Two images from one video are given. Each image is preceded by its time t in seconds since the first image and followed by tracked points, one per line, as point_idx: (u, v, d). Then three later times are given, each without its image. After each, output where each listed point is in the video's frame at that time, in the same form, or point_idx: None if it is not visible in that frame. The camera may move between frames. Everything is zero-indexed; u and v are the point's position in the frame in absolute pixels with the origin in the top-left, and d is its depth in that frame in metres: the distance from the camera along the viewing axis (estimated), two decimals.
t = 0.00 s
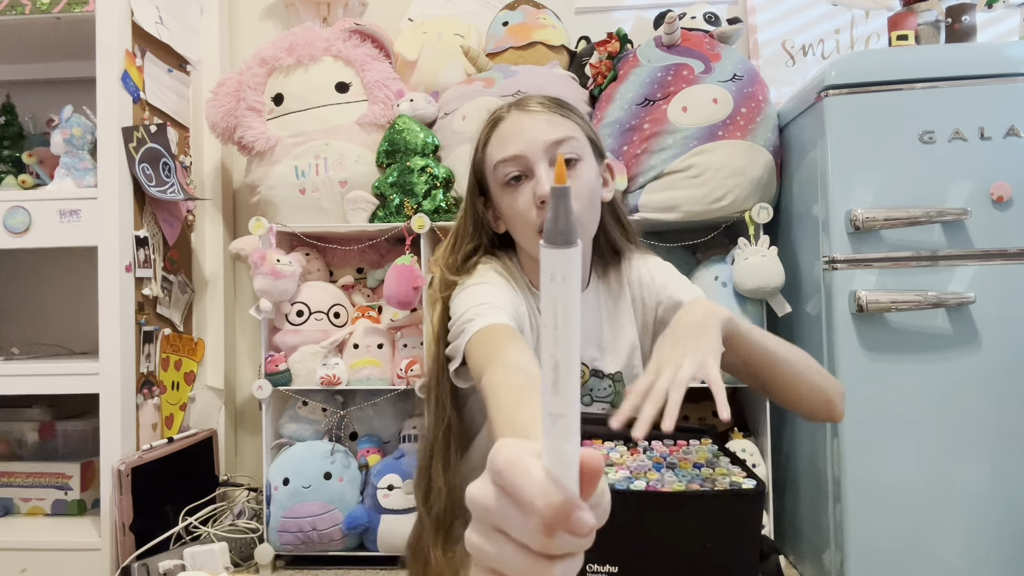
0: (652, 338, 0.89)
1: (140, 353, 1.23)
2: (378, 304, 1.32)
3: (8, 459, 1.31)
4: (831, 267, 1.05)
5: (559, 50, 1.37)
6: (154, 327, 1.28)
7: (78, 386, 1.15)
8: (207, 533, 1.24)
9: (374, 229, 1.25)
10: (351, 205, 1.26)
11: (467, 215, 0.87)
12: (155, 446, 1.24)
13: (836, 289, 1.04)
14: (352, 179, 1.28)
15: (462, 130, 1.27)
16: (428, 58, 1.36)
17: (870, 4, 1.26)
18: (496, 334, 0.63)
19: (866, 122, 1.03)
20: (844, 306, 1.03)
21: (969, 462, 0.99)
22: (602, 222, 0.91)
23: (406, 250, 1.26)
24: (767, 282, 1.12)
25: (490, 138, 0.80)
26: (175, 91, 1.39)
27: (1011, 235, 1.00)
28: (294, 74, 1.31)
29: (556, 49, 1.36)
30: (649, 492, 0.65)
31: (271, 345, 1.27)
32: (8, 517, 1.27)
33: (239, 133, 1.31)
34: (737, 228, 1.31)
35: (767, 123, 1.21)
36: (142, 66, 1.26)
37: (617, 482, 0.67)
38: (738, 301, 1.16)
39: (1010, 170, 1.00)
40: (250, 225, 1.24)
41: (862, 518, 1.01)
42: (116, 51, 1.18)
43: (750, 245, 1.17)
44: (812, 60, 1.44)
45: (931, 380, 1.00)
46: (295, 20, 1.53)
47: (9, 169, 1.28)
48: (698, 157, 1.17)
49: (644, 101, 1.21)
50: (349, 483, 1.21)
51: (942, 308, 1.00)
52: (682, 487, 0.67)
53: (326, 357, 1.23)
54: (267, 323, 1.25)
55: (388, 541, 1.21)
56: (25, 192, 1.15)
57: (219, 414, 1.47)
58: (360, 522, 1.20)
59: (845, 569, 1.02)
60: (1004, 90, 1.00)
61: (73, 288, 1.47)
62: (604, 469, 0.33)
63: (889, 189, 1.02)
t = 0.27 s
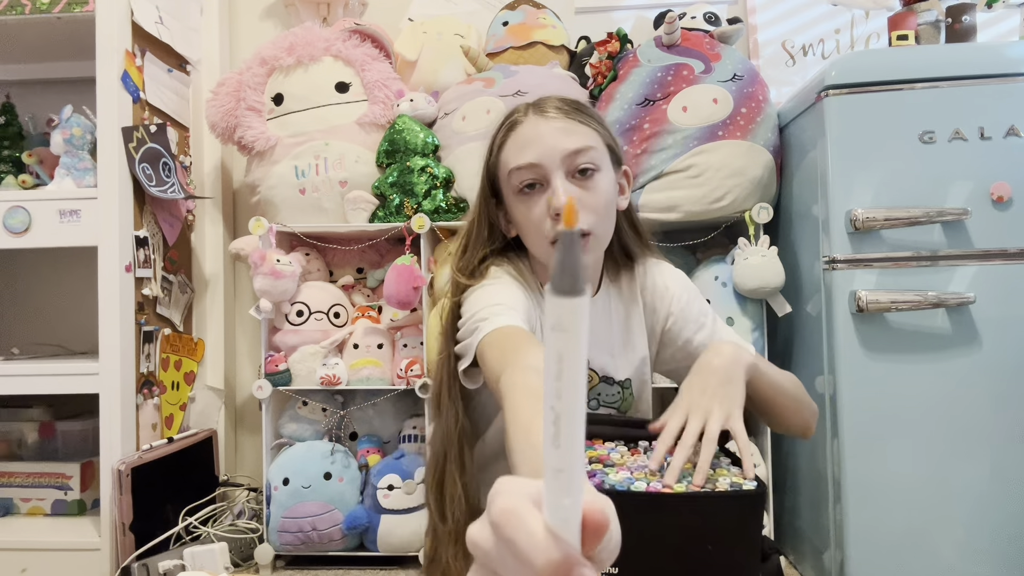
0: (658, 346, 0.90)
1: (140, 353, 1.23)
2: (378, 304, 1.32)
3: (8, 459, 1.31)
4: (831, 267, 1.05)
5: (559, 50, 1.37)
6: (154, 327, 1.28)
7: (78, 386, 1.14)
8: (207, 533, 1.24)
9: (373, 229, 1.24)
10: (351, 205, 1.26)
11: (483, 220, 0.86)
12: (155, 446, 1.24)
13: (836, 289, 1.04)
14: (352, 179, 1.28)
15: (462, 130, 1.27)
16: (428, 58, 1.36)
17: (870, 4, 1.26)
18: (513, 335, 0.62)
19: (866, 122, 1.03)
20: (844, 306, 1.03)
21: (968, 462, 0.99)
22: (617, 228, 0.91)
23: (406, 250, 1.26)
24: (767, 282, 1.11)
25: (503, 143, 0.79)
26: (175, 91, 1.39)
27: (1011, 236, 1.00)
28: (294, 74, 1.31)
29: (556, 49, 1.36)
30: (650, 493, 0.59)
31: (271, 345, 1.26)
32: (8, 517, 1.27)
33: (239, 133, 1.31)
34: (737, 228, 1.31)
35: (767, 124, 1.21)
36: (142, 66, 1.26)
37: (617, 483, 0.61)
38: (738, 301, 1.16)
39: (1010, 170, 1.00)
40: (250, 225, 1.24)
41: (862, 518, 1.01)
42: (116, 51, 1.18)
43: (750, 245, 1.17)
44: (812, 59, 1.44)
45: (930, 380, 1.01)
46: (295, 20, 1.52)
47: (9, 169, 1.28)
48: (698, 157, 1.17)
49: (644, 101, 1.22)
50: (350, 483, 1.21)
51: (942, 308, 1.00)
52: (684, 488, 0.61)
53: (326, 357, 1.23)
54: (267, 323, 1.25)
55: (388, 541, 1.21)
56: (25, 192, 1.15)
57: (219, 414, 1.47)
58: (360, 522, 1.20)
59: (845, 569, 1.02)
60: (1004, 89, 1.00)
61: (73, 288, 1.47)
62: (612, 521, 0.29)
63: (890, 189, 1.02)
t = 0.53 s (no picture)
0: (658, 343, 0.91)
1: (140, 353, 1.23)
2: (378, 304, 1.32)
3: (8, 459, 1.31)
4: (831, 267, 1.05)
5: (559, 50, 1.37)
6: (154, 327, 1.28)
7: (78, 386, 1.15)
8: (207, 533, 1.24)
9: (373, 229, 1.24)
10: (351, 205, 1.26)
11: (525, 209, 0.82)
12: (155, 446, 1.24)
13: (836, 289, 1.03)
14: (352, 179, 1.28)
15: (462, 130, 1.27)
16: (428, 58, 1.36)
17: (870, 4, 1.26)
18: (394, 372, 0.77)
19: (866, 122, 1.03)
20: (844, 306, 1.03)
21: (968, 463, 0.99)
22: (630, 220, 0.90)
23: (406, 250, 1.26)
24: (767, 282, 1.11)
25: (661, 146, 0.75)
26: (175, 91, 1.39)
27: (1011, 236, 1.00)
28: (294, 74, 1.31)
29: (556, 49, 1.36)
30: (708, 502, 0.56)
31: (271, 345, 1.27)
32: (8, 517, 1.27)
33: (239, 134, 1.31)
34: (738, 228, 1.31)
35: (767, 123, 1.21)
36: (142, 66, 1.26)
37: (671, 496, 0.58)
38: (738, 301, 1.16)
39: (1010, 170, 1.00)
40: (250, 225, 1.24)
41: (862, 519, 1.01)
42: (116, 51, 1.18)
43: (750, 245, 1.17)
44: (812, 60, 1.44)
45: (930, 380, 1.00)
46: (295, 20, 1.52)
47: (9, 170, 1.28)
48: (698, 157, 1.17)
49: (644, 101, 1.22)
50: (349, 483, 1.21)
51: (942, 308, 1.00)
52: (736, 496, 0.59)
53: (326, 357, 1.23)
54: (267, 323, 1.25)
55: (388, 541, 1.21)
56: (25, 192, 1.15)
57: (219, 413, 1.47)
58: (360, 522, 1.20)
59: (845, 570, 1.02)
60: (1004, 89, 1.00)
61: (73, 288, 1.47)
62: None
63: (890, 189, 1.02)
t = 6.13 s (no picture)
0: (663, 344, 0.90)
1: (140, 353, 1.23)
2: (378, 304, 1.32)
3: (8, 459, 1.31)
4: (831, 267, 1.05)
5: (559, 50, 1.37)
6: (154, 327, 1.28)
7: (78, 385, 1.14)
8: (207, 533, 1.24)
9: (373, 229, 1.24)
10: (351, 205, 1.26)
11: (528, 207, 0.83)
12: (155, 446, 1.24)
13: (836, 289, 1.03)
14: (352, 179, 1.28)
15: (462, 130, 1.27)
16: (428, 58, 1.36)
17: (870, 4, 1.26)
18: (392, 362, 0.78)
19: (867, 122, 1.03)
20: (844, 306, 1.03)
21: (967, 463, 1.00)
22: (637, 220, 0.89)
23: (406, 250, 1.26)
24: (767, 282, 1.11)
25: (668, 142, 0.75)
26: (175, 91, 1.39)
27: (1011, 236, 1.00)
28: (294, 74, 1.31)
29: (556, 49, 1.36)
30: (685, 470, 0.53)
31: (271, 345, 1.27)
32: (9, 517, 1.27)
33: (239, 134, 1.31)
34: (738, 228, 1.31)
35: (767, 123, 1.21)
36: (142, 66, 1.26)
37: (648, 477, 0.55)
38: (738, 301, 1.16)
39: (1010, 170, 1.00)
40: (250, 225, 1.24)
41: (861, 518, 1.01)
42: (116, 51, 1.18)
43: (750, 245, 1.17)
44: (812, 60, 1.44)
45: (930, 380, 1.01)
46: (295, 20, 1.52)
47: (9, 169, 1.28)
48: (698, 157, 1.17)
49: (644, 101, 1.22)
50: (350, 483, 1.21)
51: (942, 308, 1.00)
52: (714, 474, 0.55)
53: (326, 357, 1.23)
54: (267, 323, 1.25)
55: (388, 541, 1.21)
56: (26, 192, 1.15)
57: (219, 413, 1.48)
58: (360, 521, 1.20)
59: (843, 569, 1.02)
60: (1004, 89, 1.01)
61: (73, 288, 1.47)
62: None
63: (890, 188, 1.02)
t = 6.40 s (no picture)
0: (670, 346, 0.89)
1: (140, 353, 1.23)
2: (378, 304, 1.32)
3: (8, 459, 1.32)
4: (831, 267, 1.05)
5: (559, 50, 1.37)
6: (154, 327, 1.28)
7: (78, 385, 1.15)
8: (207, 533, 1.24)
9: (373, 229, 1.25)
10: (351, 205, 1.26)
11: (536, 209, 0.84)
12: (155, 446, 1.24)
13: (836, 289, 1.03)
14: (352, 179, 1.28)
15: (462, 130, 1.27)
16: (428, 58, 1.36)
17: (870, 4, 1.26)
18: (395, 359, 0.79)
19: (866, 122, 1.03)
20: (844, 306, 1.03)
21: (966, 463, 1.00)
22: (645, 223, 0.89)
23: (406, 250, 1.26)
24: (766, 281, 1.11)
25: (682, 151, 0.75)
26: (175, 91, 1.39)
27: (1011, 236, 1.00)
28: (294, 74, 1.31)
29: (556, 49, 1.37)
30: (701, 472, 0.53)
31: (271, 345, 1.27)
32: (9, 517, 1.28)
33: (240, 134, 1.31)
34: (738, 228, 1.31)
35: (767, 124, 1.21)
36: (142, 66, 1.26)
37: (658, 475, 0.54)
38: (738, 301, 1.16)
39: (1010, 170, 1.01)
40: (250, 225, 1.24)
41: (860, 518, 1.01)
42: (116, 51, 1.18)
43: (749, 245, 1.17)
44: (812, 60, 1.44)
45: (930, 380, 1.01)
46: (295, 20, 1.52)
47: (9, 169, 1.28)
48: (698, 157, 1.17)
49: (644, 101, 1.22)
50: (350, 483, 1.21)
51: (942, 308, 1.00)
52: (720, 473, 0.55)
53: (326, 357, 1.23)
54: (267, 323, 1.25)
55: (388, 540, 1.21)
56: (26, 192, 1.15)
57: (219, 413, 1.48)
58: (360, 521, 1.20)
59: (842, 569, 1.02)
60: (1003, 89, 1.01)
61: (73, 288, 1.48)
62: None
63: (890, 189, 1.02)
